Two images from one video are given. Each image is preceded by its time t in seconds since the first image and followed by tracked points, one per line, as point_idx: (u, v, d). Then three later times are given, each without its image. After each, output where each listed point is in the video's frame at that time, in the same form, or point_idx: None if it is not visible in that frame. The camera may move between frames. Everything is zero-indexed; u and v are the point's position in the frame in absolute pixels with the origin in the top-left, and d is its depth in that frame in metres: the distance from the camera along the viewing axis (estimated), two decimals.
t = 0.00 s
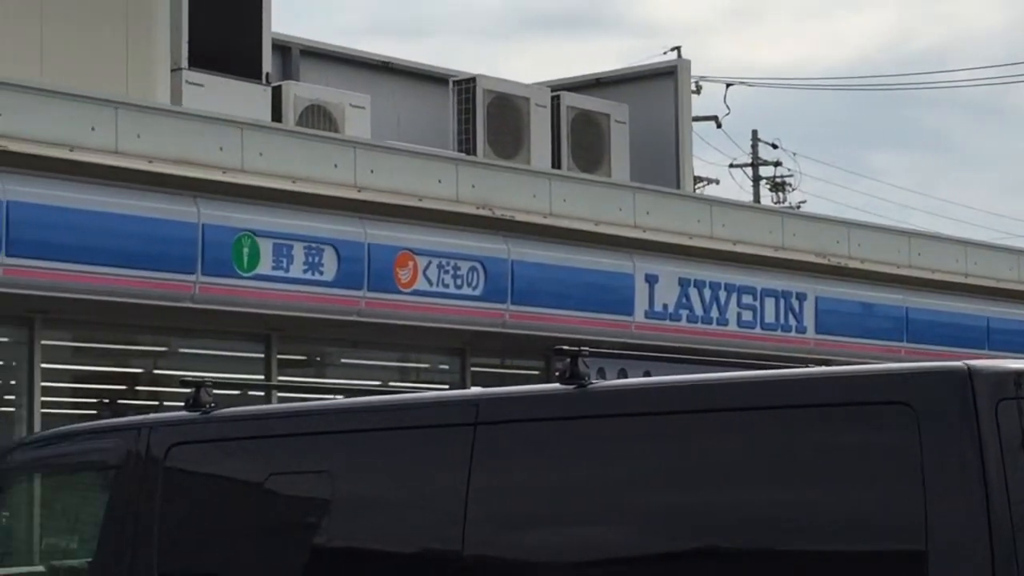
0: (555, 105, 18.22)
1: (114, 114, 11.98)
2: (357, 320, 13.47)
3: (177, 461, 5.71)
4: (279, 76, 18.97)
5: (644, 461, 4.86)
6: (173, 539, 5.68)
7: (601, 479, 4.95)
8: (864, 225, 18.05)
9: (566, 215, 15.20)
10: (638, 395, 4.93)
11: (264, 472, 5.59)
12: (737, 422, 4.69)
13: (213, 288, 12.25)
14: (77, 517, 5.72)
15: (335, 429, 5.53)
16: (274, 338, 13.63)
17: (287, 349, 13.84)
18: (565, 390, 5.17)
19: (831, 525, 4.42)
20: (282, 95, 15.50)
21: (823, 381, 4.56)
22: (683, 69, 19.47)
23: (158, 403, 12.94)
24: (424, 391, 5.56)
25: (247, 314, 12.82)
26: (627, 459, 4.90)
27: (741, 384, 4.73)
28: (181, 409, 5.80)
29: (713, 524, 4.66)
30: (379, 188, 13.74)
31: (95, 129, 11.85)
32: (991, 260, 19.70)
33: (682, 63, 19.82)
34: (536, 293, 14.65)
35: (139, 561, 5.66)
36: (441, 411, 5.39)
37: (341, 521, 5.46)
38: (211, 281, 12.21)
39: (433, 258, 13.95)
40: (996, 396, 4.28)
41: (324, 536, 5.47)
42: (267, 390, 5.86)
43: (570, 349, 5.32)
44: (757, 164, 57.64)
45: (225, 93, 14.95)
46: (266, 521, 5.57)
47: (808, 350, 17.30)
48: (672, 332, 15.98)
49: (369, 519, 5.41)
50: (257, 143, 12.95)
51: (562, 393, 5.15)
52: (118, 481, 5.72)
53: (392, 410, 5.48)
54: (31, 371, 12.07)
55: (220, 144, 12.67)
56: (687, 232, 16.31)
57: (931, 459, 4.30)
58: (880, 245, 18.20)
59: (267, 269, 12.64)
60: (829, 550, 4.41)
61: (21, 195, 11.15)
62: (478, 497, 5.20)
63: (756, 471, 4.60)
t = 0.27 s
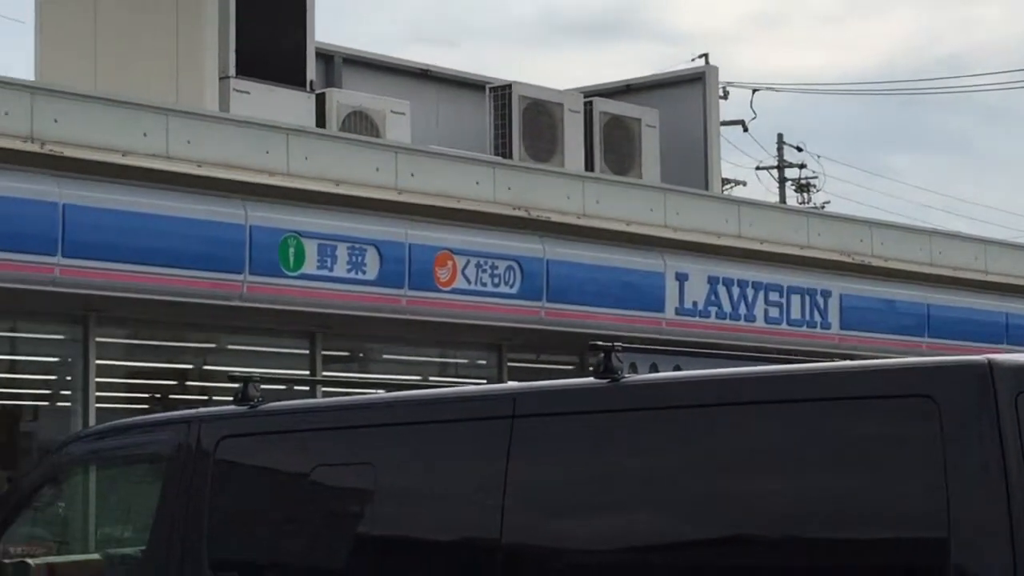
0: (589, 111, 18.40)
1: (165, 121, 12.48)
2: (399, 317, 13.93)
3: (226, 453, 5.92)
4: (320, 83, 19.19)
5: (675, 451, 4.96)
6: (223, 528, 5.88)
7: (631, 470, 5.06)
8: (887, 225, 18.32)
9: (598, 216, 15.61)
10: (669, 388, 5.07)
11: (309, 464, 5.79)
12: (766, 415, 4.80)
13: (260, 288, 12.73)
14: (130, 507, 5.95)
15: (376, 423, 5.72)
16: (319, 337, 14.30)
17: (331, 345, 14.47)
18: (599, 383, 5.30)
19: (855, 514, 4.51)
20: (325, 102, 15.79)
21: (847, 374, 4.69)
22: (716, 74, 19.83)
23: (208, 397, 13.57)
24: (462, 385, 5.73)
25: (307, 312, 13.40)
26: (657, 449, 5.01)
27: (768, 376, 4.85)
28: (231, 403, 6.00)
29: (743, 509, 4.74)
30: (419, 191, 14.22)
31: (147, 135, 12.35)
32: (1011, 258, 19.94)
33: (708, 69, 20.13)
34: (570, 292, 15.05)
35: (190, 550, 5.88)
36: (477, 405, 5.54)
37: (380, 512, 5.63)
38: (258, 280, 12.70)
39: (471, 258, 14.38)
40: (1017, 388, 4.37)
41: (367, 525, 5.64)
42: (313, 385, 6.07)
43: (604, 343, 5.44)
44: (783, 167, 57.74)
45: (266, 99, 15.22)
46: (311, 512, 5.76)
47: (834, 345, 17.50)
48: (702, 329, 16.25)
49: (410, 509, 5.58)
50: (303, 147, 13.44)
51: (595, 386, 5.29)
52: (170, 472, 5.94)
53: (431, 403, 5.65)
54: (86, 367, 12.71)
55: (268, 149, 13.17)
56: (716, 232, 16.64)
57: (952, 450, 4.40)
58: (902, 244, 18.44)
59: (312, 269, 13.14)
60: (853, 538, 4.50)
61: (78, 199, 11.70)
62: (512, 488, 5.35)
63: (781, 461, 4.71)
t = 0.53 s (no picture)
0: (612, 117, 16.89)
1: (213, 128, 12.09)
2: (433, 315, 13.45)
3: (273, 442, 6.24)
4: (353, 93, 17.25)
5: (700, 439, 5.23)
6: (272, 512, 6.21)
7: (658, 458, 5.33)
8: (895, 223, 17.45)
9: (626, 218, 14.91)
10: (692, 380, 5.34)
11: (352, 451, 6.10)
12: (783, 403, 5.05)
13: (305, 285, 12.40)
14: (183, 494, 6.28)
15: (411, 414, 6.04)
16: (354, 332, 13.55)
17: (370, 339, 13.81)
18: (626, 376, 5.56)
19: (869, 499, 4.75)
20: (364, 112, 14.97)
21: (861, 367, 4.90)
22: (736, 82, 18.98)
23: (254, 390, 13.06)
24: (495, 376, 6.00)
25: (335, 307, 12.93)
26: (681, 437, 5.29)
27: (786, 367, 5.09)
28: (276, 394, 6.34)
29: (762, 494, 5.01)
30: (455, 194, 13.64)
31: (196, 141, 11.97)
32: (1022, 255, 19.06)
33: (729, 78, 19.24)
34: (597, 288, 14.49)
35: (238, 534, 6.20)
36: (513, 395, 5.85)
37: (422, 497, 5.94)
38: (303, 278, 12.35)
39: (503, 257, 13.83)
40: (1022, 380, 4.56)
41: (404, 509, 5.96)
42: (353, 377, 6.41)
43: (630, 338, 5.68)
44: (798, 170, 57.77)
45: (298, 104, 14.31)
46: (352, 497, 6.07)
47: (845, 341, 16.68)
48: (722, 324, 15.56)
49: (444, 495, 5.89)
50: (343, 152, 12.94)
51: (622, 379, 5.56)
52: (219, 460, 6.27)
53: (466, 394, 5.95)
54: (139, 360, 12.28)
55: (309, 153, 12.70)
56: (734, 231, 15.87)
57: (961, 439, 4.60)
58: (905, 241, 17.56)
59: (352, 268, 12.71)
60: (867, 522, 4.74)
61: (130, 201, 11.41)
62: (547, 476, 5.65)
63: (799, 449, 4.96)
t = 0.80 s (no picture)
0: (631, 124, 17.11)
1: (258, 134, 11.84)
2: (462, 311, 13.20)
3: (315, 428, 6.62)
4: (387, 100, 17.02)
5: (718, 426, 5.43)
6: (313, 493, 6.57)
7: (676, 442, 5.55)
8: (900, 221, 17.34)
9: (645, 218, 14.71)
10: (708, 369, 5.55)
11: (389, 436, 6.42)
12: (798, 393, 5.25)
13: (347, 281, 12.16)
14: (230, 475, 6.69)
15: (445, 401, 6.32)
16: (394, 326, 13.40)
17: (406, 332, 13.56)
18: (645, 365, 5.79)
19: (878, 481, 4.93)
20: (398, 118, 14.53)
21: (868, 356, 5.12)
22: (748, 91, 19.12)
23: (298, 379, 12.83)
24: (520, 367, 6.28)
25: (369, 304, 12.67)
26: (700, 424, 5.49)
27: (801, 358, 5.30)
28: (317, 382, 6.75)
29: (778, 479, 5.19)
30: (485, 195, 13.40)
31: (241, 146, 11.72)
32: None
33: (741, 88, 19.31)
34: (621, 284, 14.25)
35: (283, 513, 6.59)
36: (538, 385, 6.08)
37: (453, 479, 6.22)
38: (344, 274, 12.11)
39: (531, 253, 13.56)
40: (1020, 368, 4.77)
41: (440, 491, 6.24)
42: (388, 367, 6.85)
43: (650, 330, 5.91)
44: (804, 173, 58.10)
45: (339, 112, 14.11)
46: (387, 480, 6.40)
47: (852, 333, 16.62)
48: (737, 319, 15.36)
49: (476, 478, 6.15)
50: (380, 156, 12.70)
51: (642, 368, 5.77)
52: (265, 444, 6.68)
53: (493, 383, 6.23)
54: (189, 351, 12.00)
55: (347, 157, 12.46)
56: (749, 231, 15.71)
57: (962, 425, 4.81)
58: (911, 238, 17.47)
59: (390, 264, 12.45)
60: (877, 502, 4.92)
61: (180, 201, 11.16)
62: (569, 460, 5.88)
63: (811, 434, 5.16)
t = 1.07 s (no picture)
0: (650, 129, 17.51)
1: (299, 139, 11.97)
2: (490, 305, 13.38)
3: (353, 414, 7.04)
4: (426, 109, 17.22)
5: (730, 412, 5.79)
6: (351, 475, 6.98)
7: (691, 428, 5.90)
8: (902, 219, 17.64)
9: (663, 217, 14.93)
10: (720, 359, 5.90)
11: (422, 422, 6.81)
12: (804, 381, 5.59)
13: (383, 277, 12.32)
14: (274, 458, 7.15)
15: (474, 388, 6.72)
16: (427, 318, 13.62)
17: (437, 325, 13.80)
18: (661, 356, 6.14)
19: (880, 463, 5.28)
20: (430, 125, 14.85)
21: (870, 348, 5.46)
22: (758, 98, 19.48)
23: (335, 369, 13.09)
24: (544, 357, 6.67)
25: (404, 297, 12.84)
26: (714, 410, 5.84)
27: (805, 349, 5.64)
28: (354, 371, 7.19)
29: (786, 462, 5.55)
30: (512, 197, 13.56)
31: (284, 150, 11.86)
32: None
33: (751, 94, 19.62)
34: (639, 280, 14.44)
35: (323, 493, 7.00)
36: (561, 373, 6.46)
37: (481, 463, 6.58)
38: (379, 271, 12.28)
39: (555, 251, 13.74)
40: (1015, 359, 5.10)
41: (469, 473, 6.62)
42: (421, 357, 7.26)
43: (666, 322, 6.26)
44: (811, 175, 58.58)
45: (375, 119, 14.43)
46: (420, 463, 6.78)
47: (856, 327, 16.92)
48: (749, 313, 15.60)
49: (503, 461, 6.53)
50: (413, 158, 12.85)
51: (659, 359, 6.13)
52: (305, 429, 7.12)
53: (518, 371, 6.61)
54: (235, 341, 12.27)
55: (383, 161, 12.61)
56: (761, 229, 15.97)
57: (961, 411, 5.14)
58: (913, 236, 17.77)
59: (423, 261, 12.63)
60: (879, 483, 5.27)
61: (227, 201, 11.30)
62: (591, 444, 6.24)
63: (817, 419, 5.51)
